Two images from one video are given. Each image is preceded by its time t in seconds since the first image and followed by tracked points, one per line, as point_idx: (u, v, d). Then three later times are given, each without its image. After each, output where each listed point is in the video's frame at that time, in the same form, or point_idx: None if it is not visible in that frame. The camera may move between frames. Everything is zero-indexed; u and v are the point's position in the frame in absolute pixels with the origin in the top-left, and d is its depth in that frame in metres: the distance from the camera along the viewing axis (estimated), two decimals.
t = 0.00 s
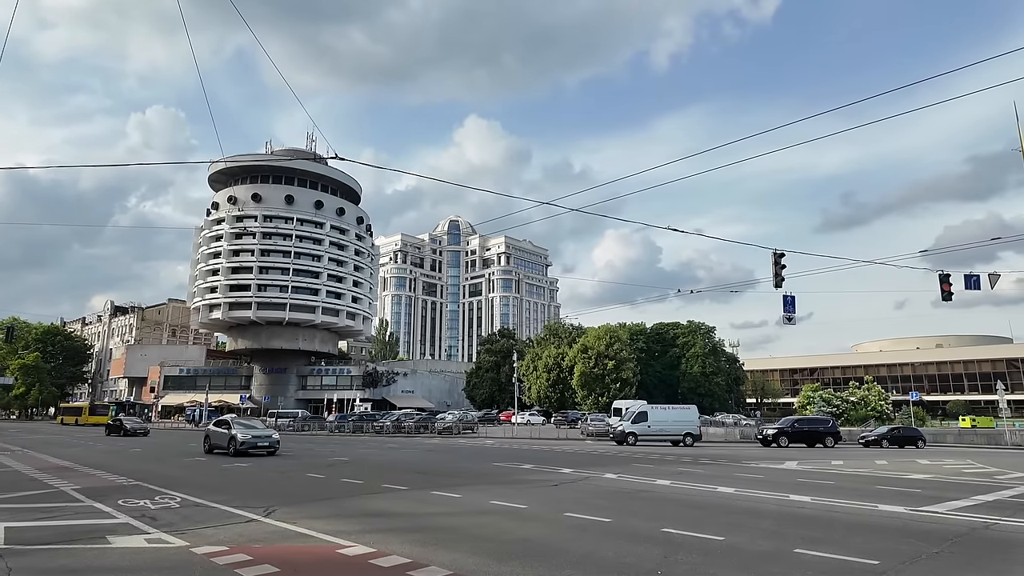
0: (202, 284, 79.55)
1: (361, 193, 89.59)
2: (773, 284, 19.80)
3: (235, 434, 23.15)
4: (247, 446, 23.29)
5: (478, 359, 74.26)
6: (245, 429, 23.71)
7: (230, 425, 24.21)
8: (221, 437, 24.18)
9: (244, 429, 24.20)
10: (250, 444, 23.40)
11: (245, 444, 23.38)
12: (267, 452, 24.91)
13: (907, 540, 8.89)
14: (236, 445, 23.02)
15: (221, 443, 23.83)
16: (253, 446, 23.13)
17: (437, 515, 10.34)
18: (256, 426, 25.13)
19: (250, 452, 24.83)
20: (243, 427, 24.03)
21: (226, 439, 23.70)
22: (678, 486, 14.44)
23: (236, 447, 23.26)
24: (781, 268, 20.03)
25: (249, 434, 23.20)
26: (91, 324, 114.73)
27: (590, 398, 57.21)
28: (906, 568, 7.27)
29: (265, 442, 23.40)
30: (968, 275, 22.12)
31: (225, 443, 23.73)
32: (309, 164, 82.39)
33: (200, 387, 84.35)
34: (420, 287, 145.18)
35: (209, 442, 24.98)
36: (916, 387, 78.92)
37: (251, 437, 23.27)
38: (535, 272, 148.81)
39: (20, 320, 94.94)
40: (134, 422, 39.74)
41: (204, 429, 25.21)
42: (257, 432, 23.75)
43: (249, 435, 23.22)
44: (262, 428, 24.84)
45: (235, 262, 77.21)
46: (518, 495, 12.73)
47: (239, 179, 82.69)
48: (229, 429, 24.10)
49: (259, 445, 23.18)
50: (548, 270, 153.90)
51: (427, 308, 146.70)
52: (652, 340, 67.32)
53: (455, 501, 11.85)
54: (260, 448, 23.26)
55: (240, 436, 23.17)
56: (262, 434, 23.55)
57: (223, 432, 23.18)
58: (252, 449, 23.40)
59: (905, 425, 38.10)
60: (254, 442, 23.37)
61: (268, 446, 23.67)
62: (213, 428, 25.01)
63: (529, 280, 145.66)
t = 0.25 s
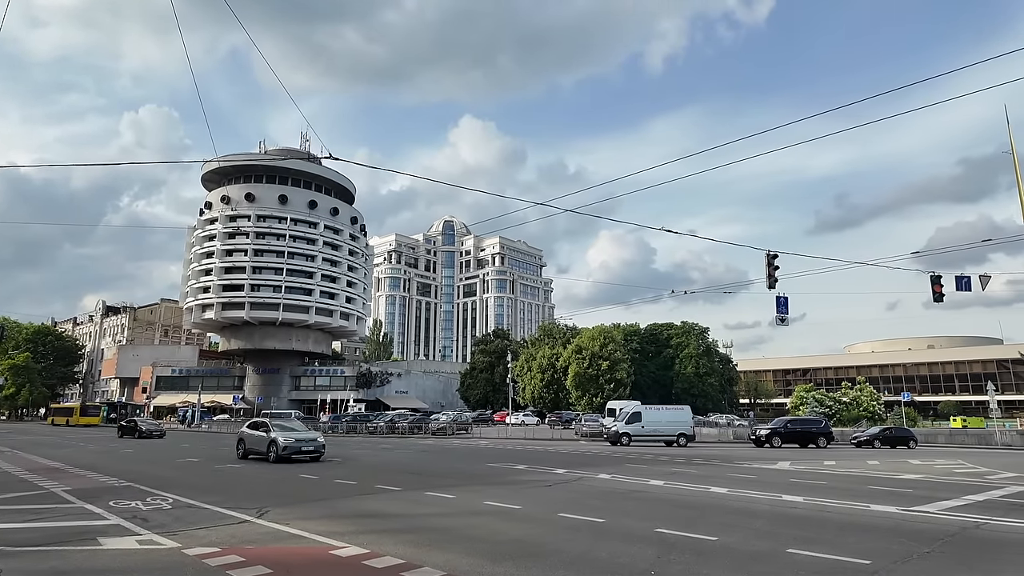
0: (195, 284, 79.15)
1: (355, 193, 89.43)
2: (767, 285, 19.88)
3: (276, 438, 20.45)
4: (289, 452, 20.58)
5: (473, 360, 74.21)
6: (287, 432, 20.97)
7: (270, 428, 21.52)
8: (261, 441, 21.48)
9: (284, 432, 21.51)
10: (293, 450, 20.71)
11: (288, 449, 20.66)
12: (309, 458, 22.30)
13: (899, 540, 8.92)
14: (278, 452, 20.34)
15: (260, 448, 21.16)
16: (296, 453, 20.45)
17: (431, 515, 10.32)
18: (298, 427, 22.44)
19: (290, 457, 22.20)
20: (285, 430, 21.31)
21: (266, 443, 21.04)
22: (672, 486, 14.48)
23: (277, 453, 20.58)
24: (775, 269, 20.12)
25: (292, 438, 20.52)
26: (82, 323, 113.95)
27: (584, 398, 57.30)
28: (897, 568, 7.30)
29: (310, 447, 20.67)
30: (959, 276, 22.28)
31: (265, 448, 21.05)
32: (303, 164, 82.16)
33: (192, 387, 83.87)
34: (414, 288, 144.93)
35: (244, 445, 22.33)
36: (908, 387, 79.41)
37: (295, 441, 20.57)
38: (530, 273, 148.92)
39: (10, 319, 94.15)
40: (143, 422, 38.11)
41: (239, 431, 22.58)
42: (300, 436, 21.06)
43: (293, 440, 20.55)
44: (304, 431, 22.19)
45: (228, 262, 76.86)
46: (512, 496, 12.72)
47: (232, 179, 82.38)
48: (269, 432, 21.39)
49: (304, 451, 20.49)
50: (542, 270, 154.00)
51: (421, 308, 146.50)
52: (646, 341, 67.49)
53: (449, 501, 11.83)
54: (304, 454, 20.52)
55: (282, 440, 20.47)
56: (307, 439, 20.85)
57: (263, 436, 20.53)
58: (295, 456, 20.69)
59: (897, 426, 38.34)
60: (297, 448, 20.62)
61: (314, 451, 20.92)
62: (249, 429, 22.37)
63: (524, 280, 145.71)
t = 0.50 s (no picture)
0: (188, 284, 78.76)
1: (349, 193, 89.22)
2: (761, 286, 19.94)
3: (323, 443, 17.98)
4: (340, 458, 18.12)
5: (467, 360, 74.11)
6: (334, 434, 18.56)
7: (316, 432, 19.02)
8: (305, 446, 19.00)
9: (330, 434, 19.04)
10: (342, 455, 18.22)
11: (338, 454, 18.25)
12: (359, 464, 19.86)
13: (893, 540, 8.93)
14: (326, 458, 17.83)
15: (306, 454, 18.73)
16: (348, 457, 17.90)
17: (425, 516, 10.29)
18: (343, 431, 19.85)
19: (338, 463, 19.76)
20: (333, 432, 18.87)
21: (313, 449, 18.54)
22: (666, 487, 14.51)
23: (324, 459, 18.12)
24: (769, 270, 20.17)
25: (342, 440, 18.00)
26: (74, 323, 113.23)
27: (578, 399, 57.33)
28: (890, 567, 7.32)
29: (362, 451, 18.15)
30: (951, 278, 22.40)
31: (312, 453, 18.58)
32: (297, 163, 81.93)
33: (185, 388, 83.45)
34: (409, 288, 144.72)
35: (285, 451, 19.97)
36: (900, 388, 79.80)
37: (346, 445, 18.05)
38: (525, 273, 148.96)
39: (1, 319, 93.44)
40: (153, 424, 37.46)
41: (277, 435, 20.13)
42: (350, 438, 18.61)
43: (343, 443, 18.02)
44: (351, 434, 19.69)
45: (221, 263, 76.55)
46: (507, 497, 12.69)
47: (226, 178, 82.05)
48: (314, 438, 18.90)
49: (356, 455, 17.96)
50: (537, 271, 154.05)
51: (416, 309, 146.27)
52: (640, 342, 67.59)
53: (444, 502, 11.79)
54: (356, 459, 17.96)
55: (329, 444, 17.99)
56: (359, 441, 18.38)
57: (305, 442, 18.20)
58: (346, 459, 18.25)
59: (890, 426, 38.53)
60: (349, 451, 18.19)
61: (366, 455, 18.44)
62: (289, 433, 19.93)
63: (519, 281, 145.72)
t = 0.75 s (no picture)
0: (181, 284, 78.37)
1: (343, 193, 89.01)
2: (755, 287, 20.00)
3: (396, 448, 15.28)
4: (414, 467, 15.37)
5: (462, 361, 74.02)
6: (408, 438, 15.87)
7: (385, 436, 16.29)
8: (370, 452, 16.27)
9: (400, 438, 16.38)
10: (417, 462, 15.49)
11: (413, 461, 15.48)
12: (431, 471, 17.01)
13: (884, 540, 8.97)
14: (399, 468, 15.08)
15: (373, 462, 16.06)
16: (425, 467, 15.13)
17: (419, 517, 10.27)
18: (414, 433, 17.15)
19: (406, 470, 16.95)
20: (405, 437, 16.15)
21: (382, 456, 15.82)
22: (659, 488, 14.52)
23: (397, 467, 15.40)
24: (762, 271, 20.23)
25: (418, 446, 15.25)
26: (66, 323, 112.49)
27: (572, 399, 57.39)
28: (882, 567, 7.34)
29: (440, 459, 15.43)
30: (942, 279, 22.55)
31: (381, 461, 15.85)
32: (291, 163, 81.66)
33: (177, 388, 82.98)
34: (403, 288, 144.45)
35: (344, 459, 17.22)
36: (892, 388, 80.25)
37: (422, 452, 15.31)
38: (519, 274, 149.02)
39: None
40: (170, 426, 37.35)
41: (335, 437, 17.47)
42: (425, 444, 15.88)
43: (418, 450, 15.26)
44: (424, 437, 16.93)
45: (214, 262, 76.22)
46: (501, 498, 12.66)
47: (220, 178, 81.70)
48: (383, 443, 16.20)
49: (435, 465, 15.17)
50: (532, 271, 154.03)
51: (410, 309, 146.03)
52: (634, 342, 67.70)
53: (438, 503, 11.75)
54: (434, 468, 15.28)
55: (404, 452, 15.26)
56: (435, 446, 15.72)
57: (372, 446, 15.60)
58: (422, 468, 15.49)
59: (882, 427, 38.74)
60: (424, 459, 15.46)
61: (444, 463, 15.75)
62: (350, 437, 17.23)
63: (513, 281, 145.69)
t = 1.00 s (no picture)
0: (177, 284, 78.12)
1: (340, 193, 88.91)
2: (751, 288, 20.05)
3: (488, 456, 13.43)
4: (509, 478, 13.69)
5: (458, 361, 73.97)
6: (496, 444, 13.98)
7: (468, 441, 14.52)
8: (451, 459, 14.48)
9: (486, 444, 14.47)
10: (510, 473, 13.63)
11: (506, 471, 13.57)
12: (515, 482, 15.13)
13: (878, 540, 9.02)
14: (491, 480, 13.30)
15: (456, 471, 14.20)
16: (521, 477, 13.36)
17: (415, 518, 10.25)
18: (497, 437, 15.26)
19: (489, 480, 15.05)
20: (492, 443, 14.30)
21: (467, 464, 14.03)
22: (654, 488, 14.54)
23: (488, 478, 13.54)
24: (758, 272, 20.28)
25: (511, 454, 13.44)
26: (60, 324, 111.98)
27: (569, 400, 57.41)
28: (875, 567, 7.38)
29: (537, 468, 13.58)
30: (937, 280, 22.67)
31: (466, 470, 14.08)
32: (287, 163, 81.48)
33: (173, 389, 82.66)
34: (400, 289, 144.30)
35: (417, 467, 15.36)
36: (887, 389, 80.51)
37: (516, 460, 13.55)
38: (516, 275, 149.12)
39: None
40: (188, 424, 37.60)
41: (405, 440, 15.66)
42: (516, 449, 14.25)
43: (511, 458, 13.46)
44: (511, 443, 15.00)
45: (210, 262, 76.04)
46: (497, 499, 12.64)
47: (215, 178, 81.51)
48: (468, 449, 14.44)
49: (531, 474, 13.41)
50: (528, 272, 154.04)
51: (407, 310, 145.87)
52: (630, 343, 67.75)
53: (434, 504, 11.71)
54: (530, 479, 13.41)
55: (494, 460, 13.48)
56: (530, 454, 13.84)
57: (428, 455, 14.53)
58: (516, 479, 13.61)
59: (877, 427, 38.91)
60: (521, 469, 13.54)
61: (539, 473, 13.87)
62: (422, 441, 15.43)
63: (510, 282, 145.72)
